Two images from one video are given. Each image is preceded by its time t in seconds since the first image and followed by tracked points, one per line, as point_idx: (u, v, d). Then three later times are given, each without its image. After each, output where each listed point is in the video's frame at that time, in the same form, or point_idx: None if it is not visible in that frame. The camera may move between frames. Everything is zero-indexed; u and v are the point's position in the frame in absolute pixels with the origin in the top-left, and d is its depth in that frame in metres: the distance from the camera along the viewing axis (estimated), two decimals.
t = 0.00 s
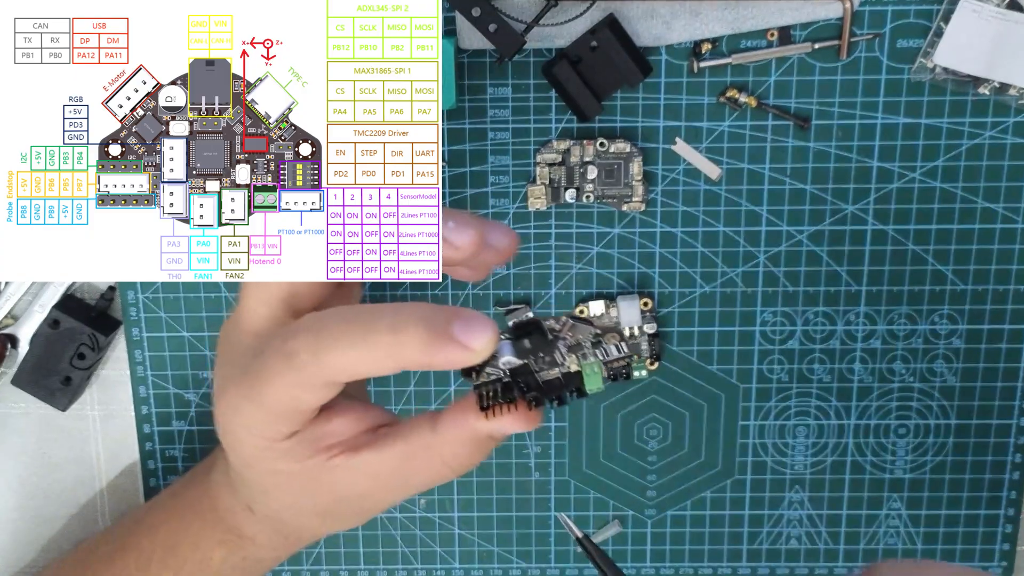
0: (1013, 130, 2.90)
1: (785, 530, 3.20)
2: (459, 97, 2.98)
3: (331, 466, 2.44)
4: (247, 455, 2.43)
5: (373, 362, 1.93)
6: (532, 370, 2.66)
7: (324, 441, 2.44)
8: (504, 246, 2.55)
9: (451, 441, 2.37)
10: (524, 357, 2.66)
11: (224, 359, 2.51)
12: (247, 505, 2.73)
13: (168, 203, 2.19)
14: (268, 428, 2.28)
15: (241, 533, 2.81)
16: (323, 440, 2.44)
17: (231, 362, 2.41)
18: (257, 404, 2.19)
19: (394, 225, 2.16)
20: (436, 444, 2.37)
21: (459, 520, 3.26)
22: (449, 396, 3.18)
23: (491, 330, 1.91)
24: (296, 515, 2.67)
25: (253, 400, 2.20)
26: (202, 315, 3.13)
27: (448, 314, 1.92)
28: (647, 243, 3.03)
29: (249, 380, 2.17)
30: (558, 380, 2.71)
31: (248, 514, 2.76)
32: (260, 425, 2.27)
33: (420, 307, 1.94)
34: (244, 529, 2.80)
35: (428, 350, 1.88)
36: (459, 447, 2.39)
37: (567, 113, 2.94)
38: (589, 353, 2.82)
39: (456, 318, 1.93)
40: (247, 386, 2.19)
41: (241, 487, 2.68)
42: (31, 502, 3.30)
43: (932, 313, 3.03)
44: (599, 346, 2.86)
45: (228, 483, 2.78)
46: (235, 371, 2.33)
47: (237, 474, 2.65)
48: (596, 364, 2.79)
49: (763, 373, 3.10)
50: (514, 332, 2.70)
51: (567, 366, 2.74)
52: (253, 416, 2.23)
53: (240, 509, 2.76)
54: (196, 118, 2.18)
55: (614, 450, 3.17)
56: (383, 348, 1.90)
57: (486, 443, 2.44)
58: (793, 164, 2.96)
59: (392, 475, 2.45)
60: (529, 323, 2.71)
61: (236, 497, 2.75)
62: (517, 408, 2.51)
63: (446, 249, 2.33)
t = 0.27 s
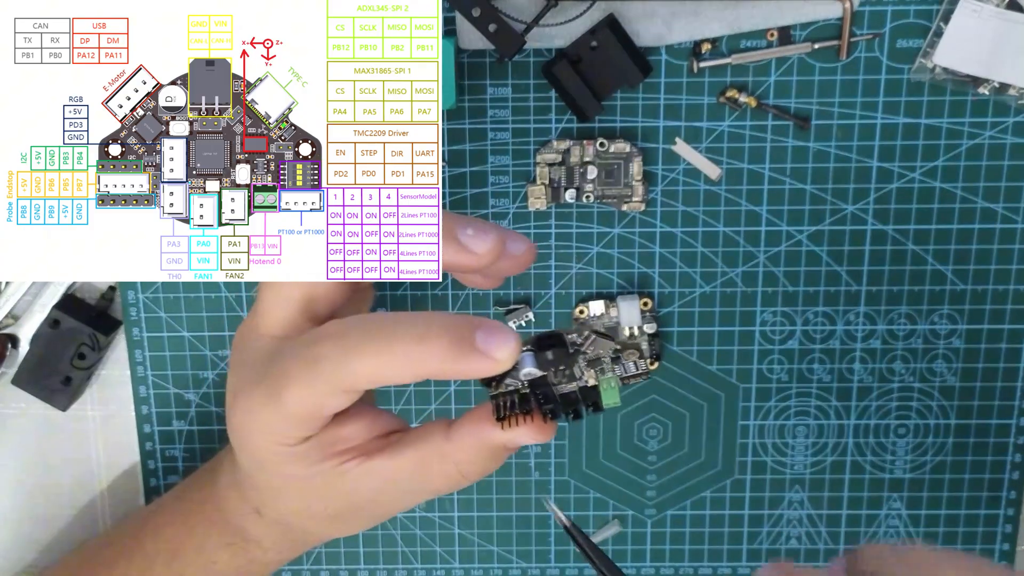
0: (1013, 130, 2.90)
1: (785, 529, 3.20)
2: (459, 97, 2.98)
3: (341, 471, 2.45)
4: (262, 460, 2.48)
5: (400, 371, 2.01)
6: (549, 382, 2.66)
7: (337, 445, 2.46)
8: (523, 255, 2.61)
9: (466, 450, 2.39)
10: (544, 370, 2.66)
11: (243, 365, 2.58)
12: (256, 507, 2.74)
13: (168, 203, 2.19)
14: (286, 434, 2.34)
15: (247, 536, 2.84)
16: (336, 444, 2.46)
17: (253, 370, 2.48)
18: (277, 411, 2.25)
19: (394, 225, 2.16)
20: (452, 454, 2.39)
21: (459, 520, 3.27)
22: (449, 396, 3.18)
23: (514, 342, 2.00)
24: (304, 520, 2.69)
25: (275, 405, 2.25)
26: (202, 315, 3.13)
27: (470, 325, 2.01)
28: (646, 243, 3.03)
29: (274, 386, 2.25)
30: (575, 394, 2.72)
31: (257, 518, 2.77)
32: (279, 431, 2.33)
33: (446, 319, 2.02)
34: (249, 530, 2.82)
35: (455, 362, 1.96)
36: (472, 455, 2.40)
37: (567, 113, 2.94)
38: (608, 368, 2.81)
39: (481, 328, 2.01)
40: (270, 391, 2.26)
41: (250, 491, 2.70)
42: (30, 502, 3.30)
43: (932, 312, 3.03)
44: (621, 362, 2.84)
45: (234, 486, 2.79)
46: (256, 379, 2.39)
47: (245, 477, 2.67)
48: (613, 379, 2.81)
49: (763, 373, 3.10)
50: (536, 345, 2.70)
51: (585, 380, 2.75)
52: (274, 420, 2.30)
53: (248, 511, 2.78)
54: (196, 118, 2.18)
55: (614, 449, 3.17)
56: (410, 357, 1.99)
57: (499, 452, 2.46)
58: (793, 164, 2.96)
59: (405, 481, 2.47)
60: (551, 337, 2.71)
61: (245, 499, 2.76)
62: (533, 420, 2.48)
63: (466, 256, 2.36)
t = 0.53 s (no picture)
0: (1013, 131, 2.90)
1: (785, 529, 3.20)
2: (459, 97, 2.98)
3: (345, 468, 2.47)
4: (266, 456, 2.47)
5: (409, 362, 2.00)
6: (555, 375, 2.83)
7: (342, 441, 2.47)
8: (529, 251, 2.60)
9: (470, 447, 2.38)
10: (551, 362, 2.82)
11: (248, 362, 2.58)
12: (258, 505, 2.75)
13: (168, 203, 2.19)
14: (291, 430, 2.33)
15: (246, 535, 2.84)
16: (340, 441, 2.47)
17: (258, 366, 2.48)
18: (282, 405, 2.25)
19: (394, 225, 2.16)
20: (456, 451, 2.39)
21: (459, 520, 3.26)
22: (449, 396, 3.18)
23: (523, 331, 1.98)
24: (311, 518, 2.69)
25: (281, 400, 2.24)
26: (202, 315, 3.13)
27: (480, 316, 2.00)
28: (647, 243, 3.03)
29: (280, 379, 2.24)
30: (579, 389, 2.89)
31: (259, 515, 2.77)
32: (284, 425, 2.31)
33: (455, 310, 2.01)
34: (251, 530, 2.83)
35: (463, 353, 1.95)
36: (477, 452, 2.39)
37: (568, 113, 2.94)
38: (613, 366, 2.95)
39: (490, 319, 2.00)
40: (276, 385, 2.25)
41: (254, 487, 2.70)
42: (30, 502, 3.30)
43: (932, 313, 3.03)
44: (626, 360, 2.95)
45: (237, 484, 2.80)
46: (262, 374, 2.38)
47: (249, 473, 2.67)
48: (617, 376, 2.95)
49: (763, 373, 3.10)
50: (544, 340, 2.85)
51: (589, 376, 2.91)
52: (279, 414, 2.29)
53: (252, 510, 2.77)
54: (195, 118, 2.18)
55: (614, 449, 3.17)
56: (419, 348, 1.98)
57: (504, 448, 2.45)
58: (793, 164, 2.96)
59: (408, 478, 2.46)
60: (558, 331, 2.86)
61: (248, 497, 2.76)
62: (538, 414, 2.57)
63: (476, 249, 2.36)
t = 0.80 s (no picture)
0: (1013, 131, 2.90)
1: (784, 529, 3.20)
2: (459, 97, 2.98)
3: (342, 478, 2.48)
4: (263, 461, 2.48)
5: (405, 372, 1.99)
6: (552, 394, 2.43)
7: (338, 451, 2.48)
8: (541, 294, 2.61)
9: (467, 463, 2.38)
10: (550, 379, 2.42)
11: (249, 366, 2.59)
12: (253, 509, 2.74)
13: (168, 203, 2.19)
14: (288, 436, 2.34)
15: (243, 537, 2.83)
16: (338, 452, 2.48)
17: (259, 370, 2.49)
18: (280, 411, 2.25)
19: (394, 225, 2.15)
20: (453, 465, 2.39)
21: (459, 520, 3.26)
22: (449, 396, 3.18)
23: (522, 345, 1.96)
24: (304, 524, 2.68)
25: (278, 406, 2.25)
26: (202, 315, 3.13)
27: (479, 329, 1.99)
28: (646, 243, 3.03)
29: (278, 384, 2.24)
30: (578, 408, 2.48)
31: (254, 520, 2.77)
32: (281, 430, 2.32)
33: (455, 321, 2.00)
34: (246, 534, 2.81)
35: (460, 364, 1.94)
36: (472, 467, 2.39)
37: (567, 113, 2.94)
38: (613, 384, 2.54)
39: (489, 332, 1.99)
40: (274, 389, 2.25)
41: (250, 491, 2.70)
42: (30, 503, 3.30)
43: (932, 312, 3.03)
44: (626, 378, 2.55)
45: (236, 485, 2.80)
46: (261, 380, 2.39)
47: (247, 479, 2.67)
48: (617, 396, 2.54)
49: (763, 373, 3.10)
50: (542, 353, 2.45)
51: (587, 394, 2.49)
52: (276, 419, 2.29)
53: (246, 514, 2.77)
54: (195, 118, 2.17)
55: (614, 449, 3.17)
56: (416, 358, 1.97)
57: (499, 464, 2.43)
58: (793, 164, 2.96)
59: (403, 490, 2.47)
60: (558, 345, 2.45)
61: (244, 502, 2.76)
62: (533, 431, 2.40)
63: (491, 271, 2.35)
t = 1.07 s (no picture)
0: (1013, 131, 2.90)
1: (784, 529, 3.20)
2: (459, 97, 2.98)
3: (341, 474, 2.47)
4: (264, 455, 2.49)
5: (405, 368, 1.99)
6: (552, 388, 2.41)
7: (339, 445, 2.48)
8: (545, 303, 2.67)
9: (466, 457, 2.34)
10: (550, 374, 2.42)
11: (252, 361, 2.60)
12: (252, 505, 2.74)
13: (168, 203, 2.19)
14: (289, 430, 2.35)
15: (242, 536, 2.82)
16: (338, 446, 2.47)
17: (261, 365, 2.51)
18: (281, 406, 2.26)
19: (394, 225, 2.15)
20: (452, 460, 2.35)
21: (459, 520, 3.27)
22: (449, 396, 3.19)
23: (523, 343, 1.94)
24: (306, 521, 2.67)
25: (280, 400, 2.26)
26: (202, 315, 3.13)
27: (480, 324, 1.98)
28: (646, 243, 3.03)
29: (279, 378, 2.24)
30: (578, 402, 2.44)
31: (253, 515, 2.76)
32: (283, 425, 2.33)
33: (456, 316, 2.00)
34: (245, 531, 2.80)
35: (461, 360, 1.94)
36: (473, 461, 2.33)
37: (567, 113, 2.94)
38: (614, 378, 2.46)
39: (491, 327, 1.97)
40: (275, 384, 2.26)
41: (251, 488, 2.70)
42: (30, 503, 3.30)
43: (932, 312, 3.03)
44: (626, 372, 2.45)
45: (235, 483, 2.81)
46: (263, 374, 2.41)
47: (247, 475, 2.69)
48: (617, 390, 2.46)
49: (763, 373, 3.10)
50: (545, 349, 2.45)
51: (587, 388, 2.45)
52: (277, 413, 2.30)
53: (246, 509, 2.76)
54: (195, 118, 2.17)
55: (614, 449, 3.17)
56: (417, 354, 1.97)
57: (500, 459, 2.37)
58: (793, 164, 2.96)
59: (402, 485, 2.43)
60: (560, 339, 2.43)
61: (244, 498, 2.76)
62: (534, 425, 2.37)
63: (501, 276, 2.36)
